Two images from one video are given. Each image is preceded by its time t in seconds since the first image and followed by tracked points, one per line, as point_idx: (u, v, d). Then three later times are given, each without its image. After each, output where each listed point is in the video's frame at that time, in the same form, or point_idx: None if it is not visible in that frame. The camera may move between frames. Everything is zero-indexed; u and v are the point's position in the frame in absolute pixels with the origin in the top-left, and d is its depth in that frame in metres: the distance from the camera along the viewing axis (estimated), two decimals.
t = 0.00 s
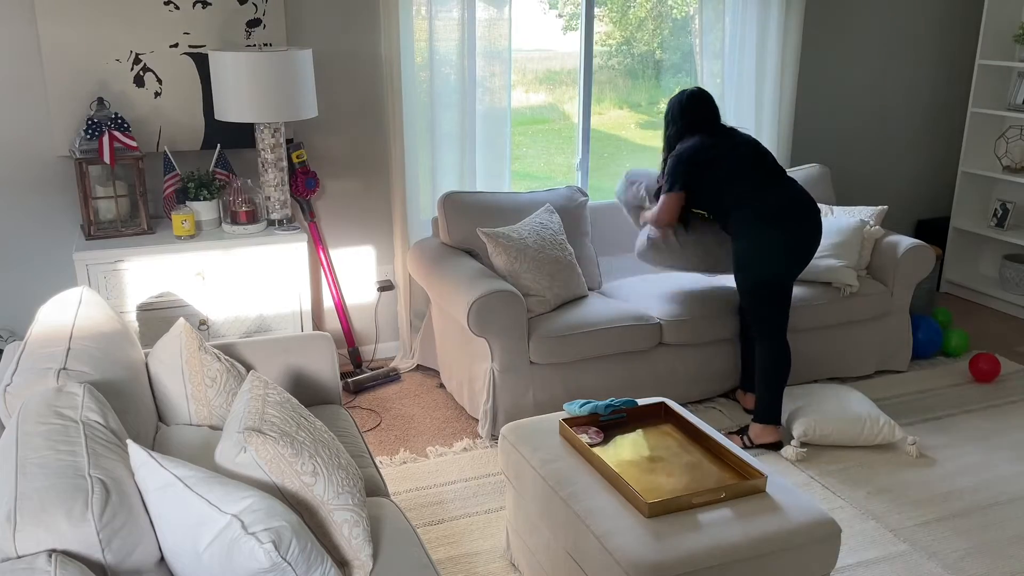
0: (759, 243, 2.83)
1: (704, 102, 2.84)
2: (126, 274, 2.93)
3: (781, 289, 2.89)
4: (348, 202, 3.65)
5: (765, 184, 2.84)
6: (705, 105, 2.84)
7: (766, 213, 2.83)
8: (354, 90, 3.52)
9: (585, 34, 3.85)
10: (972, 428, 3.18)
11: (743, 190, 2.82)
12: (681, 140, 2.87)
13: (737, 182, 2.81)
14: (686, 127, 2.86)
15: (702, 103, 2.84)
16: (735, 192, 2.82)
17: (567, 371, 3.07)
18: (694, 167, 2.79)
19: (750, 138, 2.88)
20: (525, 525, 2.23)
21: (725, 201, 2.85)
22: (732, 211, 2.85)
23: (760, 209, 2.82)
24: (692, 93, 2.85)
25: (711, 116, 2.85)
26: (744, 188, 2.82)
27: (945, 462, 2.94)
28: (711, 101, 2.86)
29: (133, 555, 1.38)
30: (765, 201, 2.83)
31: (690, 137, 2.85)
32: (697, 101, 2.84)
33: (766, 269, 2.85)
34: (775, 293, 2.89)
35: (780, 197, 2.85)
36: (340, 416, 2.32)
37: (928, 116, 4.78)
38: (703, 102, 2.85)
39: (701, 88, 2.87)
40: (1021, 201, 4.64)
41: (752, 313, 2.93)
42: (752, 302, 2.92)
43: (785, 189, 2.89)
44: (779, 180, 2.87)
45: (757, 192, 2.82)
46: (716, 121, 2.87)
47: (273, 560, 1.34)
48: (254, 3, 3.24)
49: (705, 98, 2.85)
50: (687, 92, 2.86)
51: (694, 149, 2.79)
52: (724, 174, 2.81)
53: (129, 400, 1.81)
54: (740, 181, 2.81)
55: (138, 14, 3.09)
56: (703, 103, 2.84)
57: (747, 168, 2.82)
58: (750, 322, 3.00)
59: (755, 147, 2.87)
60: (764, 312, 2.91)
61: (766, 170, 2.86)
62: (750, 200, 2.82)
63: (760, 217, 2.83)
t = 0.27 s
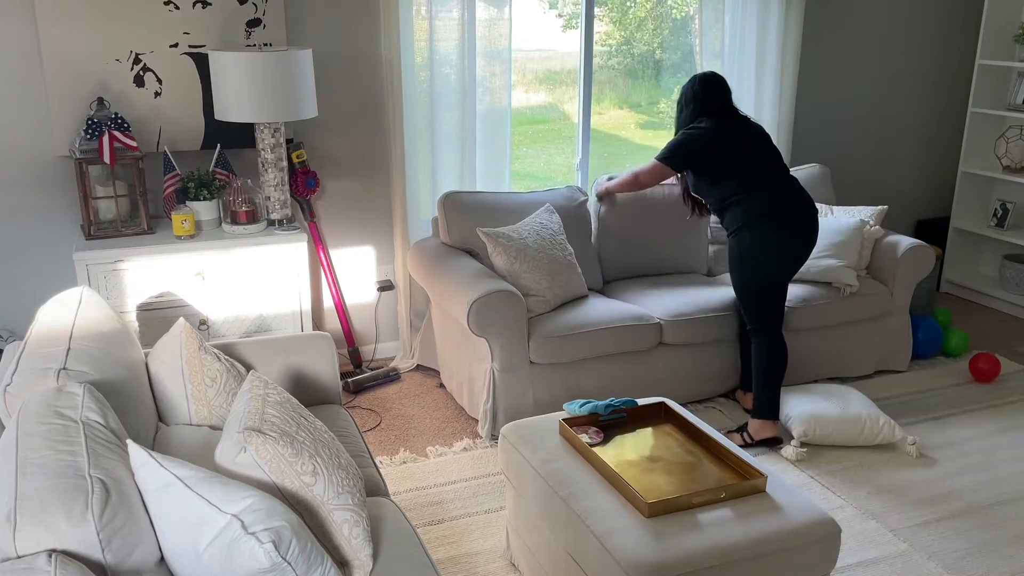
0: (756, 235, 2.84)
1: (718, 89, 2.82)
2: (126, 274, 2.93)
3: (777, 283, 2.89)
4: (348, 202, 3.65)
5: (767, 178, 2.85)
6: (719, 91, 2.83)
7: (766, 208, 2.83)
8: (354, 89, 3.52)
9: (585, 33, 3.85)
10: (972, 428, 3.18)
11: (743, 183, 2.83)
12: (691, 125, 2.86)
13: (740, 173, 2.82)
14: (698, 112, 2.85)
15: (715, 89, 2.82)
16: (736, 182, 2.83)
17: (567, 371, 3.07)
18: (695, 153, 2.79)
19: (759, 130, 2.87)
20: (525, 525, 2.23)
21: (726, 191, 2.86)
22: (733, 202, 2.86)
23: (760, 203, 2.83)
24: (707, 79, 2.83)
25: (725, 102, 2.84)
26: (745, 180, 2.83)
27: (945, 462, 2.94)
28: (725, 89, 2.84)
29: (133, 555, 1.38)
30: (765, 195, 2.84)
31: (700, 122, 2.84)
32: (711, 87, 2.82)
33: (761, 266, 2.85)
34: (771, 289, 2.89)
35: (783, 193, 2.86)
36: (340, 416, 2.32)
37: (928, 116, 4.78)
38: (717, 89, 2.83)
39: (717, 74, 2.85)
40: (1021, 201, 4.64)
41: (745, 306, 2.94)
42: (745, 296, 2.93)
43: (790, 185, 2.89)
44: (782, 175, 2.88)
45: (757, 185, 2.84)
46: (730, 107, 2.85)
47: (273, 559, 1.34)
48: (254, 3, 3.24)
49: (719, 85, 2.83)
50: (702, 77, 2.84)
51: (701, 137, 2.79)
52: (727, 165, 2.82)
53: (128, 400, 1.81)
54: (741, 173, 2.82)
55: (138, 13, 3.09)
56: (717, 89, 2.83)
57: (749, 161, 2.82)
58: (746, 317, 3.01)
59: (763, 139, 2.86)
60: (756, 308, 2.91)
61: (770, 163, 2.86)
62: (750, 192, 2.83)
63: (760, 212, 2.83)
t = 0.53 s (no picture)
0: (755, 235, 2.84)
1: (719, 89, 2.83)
2: (126, 274, 2.93)
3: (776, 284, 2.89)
4: (348, 202, 3.65)
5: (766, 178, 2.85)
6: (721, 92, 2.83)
7: (767, 207, 2.84)
8: (354, 89, 3.52)
9: (585, 33, 3.85)
10: (972, 428, 3.18)
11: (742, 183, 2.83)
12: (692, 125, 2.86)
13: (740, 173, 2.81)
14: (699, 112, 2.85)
15: (717, 90, 2.82)
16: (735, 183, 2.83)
17: (567, 370, 3.07)
18: (697, 151, 2.79)
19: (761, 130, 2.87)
20: (525, 525, 2.23)
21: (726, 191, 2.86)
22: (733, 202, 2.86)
23: (759, 203, 2.83)
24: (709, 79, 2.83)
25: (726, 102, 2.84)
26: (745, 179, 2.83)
27: (945, 462, 2.94)
28: (726, 89, 2.85)
29: (133, 555, 1.38)
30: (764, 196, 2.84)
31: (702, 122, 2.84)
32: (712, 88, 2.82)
33: (760, 266, 2.85)
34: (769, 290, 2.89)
35: (783, 193, 2.86)
36: (340, 416, 2.32)
37: (928, 116, 4.78)
38: (719, 89, 2.83)
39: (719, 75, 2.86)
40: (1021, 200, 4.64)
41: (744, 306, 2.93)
42: (744, 296, 2.92)
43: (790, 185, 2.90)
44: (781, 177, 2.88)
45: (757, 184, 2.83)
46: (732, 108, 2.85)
47: (273, 559, 1.34)
48: (254, 3, 3.24)
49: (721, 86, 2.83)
50: (704, 78, 2.85)
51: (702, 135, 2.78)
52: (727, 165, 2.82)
53: (128, 400, 1.81)
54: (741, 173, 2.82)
55: (138, 13, 3.09)
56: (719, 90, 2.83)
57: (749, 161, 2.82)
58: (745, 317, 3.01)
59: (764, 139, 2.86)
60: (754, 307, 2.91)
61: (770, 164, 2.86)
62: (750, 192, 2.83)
63: (760, 211, 2.83)
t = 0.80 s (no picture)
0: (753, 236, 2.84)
1: (723, 90, 2.82)
2: (126, 274, 2.93)
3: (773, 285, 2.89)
4: (348, 202, 3.65)
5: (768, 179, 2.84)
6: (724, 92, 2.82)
7: (767, 208, 2.83)
8: (354, 90, 3.52)
9: (585, 33, 3.85)
10: (972, 428, 3.18)
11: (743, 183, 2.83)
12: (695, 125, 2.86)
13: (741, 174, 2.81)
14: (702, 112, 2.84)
15: (721, 90, 2.82)
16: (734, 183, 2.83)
17: (567, 370, 3.07)
18: (698, 151, 2.79)
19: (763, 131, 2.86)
20: (525, 525, 2.23)
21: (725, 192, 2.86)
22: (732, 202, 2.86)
23: (759, 204, 2.83)
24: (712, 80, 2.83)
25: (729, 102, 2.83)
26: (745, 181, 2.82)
27: (945, 462, 2.94)
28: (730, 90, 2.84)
29: (133, 555, 1.38)
30: (764, 197, 2.83)
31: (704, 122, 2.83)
32: (716, 88, 2.81)
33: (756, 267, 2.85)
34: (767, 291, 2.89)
35: (783, 194, 2.86)
36: (340, 415, 2.32)
37: (928, 116, 4.78)
38: (722, 90, 2.83)
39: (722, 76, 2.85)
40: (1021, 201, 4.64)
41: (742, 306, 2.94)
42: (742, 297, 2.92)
43: (792, 186, 2.89)
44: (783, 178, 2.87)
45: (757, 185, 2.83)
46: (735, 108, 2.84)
47: (273, 559, 1.34)
48: (254, 3, 3.24)
49: (724, 86, 2.83)
50: (708, 78, 2.84)
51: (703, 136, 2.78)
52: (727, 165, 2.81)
53: (128, 400, 1.81)
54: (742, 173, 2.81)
55: (138, 13, 3.09)
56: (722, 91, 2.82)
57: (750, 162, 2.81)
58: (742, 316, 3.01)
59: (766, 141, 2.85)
60: (749, 305, 2.92)
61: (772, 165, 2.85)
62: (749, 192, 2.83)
63: (760, 212, 2.83)
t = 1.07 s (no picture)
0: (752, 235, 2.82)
1: (746, 86, 2.80)
2: (127, 274, 2.93)
3: (765, 286, 2.88)
4: (348, 202, 3.65)
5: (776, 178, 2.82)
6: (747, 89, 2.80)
7: (768, 207, 2.82)
8: (354, 90, 3.52)
9: (585, 33, 3.85)
10: (972, 428, 3.18)
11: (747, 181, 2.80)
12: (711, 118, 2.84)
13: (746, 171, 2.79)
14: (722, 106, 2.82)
15: (745, 86, 2.80)
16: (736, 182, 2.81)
17: (567, 370, 3.07)
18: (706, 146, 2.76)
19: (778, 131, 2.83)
20: (525, 525, 2.23)
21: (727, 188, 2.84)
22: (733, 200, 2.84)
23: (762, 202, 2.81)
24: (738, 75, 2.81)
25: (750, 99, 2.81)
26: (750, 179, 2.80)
27: (945, 462, 2.94)
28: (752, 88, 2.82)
29: (132, 555, 1.38)
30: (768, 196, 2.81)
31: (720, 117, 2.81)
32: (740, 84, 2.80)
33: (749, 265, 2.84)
34: (760, 290, 2.88)
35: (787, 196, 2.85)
36: (340, 415, 2.32)
37: (928, 116, 4.78)
38: (744, 87, 2.80)
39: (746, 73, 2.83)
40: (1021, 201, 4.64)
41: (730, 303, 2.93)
42: (732, 293, 2.92)
43: (797, 187, 2.88)
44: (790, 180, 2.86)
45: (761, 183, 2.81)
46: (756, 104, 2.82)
47: (273, 560, 1.34)
48: (254, 3, 3.24)
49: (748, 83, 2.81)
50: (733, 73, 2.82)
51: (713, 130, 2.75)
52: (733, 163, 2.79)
53: (129, 400, 1.81)
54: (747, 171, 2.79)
55: (138, 13, 3.09)
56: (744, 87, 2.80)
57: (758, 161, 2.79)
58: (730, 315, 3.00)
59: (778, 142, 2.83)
60: (738, 302, 2.92)
61: (780, 165, 2.83)
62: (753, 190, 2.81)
63: (762, 210, 2.81)
